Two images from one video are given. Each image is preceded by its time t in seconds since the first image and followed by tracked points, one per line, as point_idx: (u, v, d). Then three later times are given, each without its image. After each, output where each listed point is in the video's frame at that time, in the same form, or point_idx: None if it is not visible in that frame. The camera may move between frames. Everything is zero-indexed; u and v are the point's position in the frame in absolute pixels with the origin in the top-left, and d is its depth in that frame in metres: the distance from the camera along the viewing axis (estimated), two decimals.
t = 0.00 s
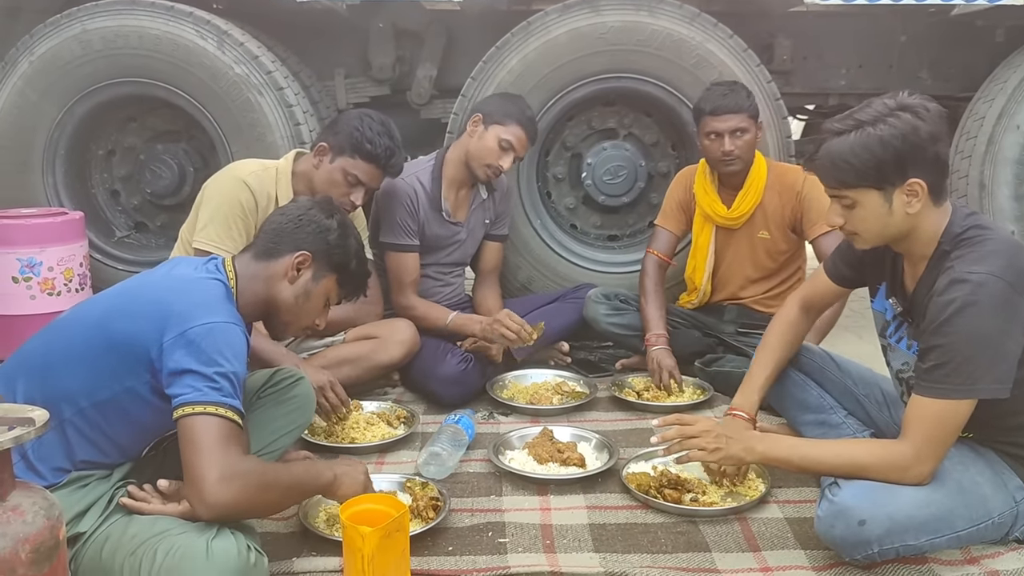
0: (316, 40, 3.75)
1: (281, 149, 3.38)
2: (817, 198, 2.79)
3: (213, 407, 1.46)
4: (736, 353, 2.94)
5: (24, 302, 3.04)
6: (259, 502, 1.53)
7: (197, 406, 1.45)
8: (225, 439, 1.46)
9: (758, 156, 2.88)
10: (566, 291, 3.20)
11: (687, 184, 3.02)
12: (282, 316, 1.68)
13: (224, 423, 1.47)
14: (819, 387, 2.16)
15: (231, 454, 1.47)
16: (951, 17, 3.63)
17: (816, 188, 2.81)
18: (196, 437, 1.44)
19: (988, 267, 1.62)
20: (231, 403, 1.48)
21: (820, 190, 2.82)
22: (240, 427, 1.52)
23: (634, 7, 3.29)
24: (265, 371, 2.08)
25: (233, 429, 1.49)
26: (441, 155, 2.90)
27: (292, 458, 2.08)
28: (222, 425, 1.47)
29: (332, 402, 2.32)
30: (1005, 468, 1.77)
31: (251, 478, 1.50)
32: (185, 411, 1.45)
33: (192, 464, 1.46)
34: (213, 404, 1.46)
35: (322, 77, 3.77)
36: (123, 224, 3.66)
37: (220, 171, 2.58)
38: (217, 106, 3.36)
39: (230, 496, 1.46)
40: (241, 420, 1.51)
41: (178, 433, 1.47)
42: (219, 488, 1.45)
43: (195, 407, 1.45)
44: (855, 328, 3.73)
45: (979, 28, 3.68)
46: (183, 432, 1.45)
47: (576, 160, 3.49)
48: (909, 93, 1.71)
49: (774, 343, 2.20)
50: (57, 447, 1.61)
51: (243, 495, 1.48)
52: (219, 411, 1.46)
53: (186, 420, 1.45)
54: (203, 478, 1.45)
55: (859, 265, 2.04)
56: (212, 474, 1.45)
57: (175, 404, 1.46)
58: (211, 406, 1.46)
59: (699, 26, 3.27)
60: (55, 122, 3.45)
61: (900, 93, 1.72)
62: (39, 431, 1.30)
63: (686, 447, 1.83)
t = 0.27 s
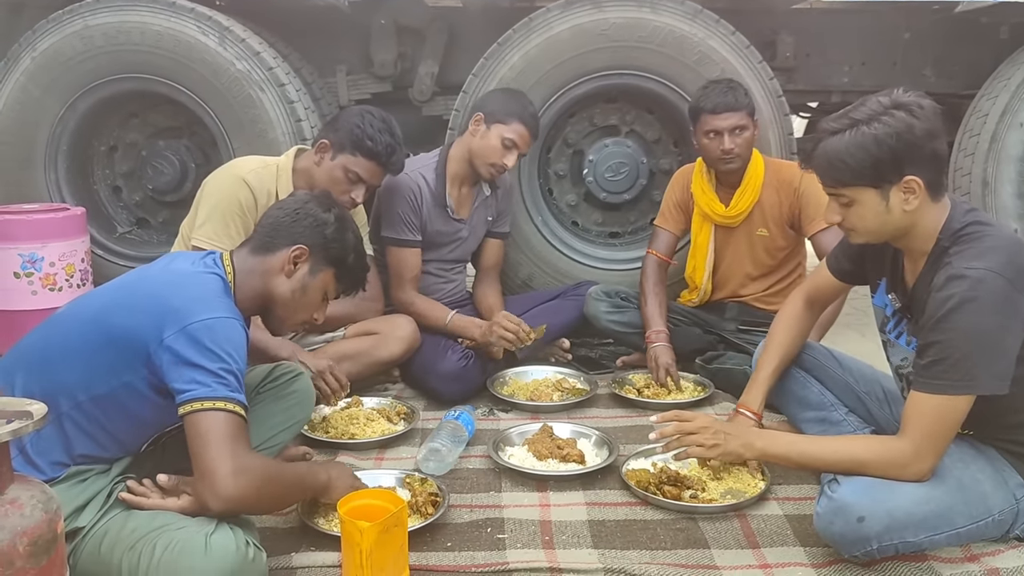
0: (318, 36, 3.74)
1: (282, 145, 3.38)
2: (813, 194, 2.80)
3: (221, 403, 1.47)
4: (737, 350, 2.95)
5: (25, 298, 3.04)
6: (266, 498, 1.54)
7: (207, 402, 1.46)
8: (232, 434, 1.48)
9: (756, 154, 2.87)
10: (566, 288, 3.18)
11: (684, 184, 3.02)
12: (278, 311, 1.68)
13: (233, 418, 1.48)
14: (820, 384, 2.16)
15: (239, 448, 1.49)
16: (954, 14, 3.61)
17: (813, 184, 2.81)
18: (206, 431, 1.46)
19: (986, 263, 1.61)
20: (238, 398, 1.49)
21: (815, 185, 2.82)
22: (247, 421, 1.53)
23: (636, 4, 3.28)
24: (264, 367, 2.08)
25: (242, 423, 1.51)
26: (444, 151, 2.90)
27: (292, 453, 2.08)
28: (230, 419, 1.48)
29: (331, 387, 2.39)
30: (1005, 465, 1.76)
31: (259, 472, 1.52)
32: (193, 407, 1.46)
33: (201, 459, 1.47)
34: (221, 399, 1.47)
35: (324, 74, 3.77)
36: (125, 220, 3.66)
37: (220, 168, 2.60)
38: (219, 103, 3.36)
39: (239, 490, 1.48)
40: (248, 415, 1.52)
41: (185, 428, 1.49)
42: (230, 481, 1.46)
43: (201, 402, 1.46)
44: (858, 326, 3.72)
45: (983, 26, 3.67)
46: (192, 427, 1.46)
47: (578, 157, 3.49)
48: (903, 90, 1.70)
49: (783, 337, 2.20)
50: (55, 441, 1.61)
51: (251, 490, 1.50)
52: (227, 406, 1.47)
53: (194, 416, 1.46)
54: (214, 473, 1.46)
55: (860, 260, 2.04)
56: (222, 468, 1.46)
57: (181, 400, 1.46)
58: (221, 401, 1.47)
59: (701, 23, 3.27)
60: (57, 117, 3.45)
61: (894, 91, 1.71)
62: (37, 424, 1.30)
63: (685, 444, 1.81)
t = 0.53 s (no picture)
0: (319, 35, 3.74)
1: (283, 144, 3.38)
2: (814, 196, 2.80)
3: (192, 387, 1.45)
4: (736, 351, 2.95)
5: (26, 296, 3.05)
6: (230, 488, 1.50)
7: (177, 385, 1.44)
8: (201, 419, 1.45)
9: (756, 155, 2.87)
10: (566, 288, 3.17)
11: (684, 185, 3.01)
12: (276, 309, 1.68)
13: (202, 405, 1.45)
14: (818, 385, 2.15)
15: (206, 435, 1.46)
16: (956, 15, 3.61)
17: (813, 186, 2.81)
18: (171, 414, 1.43)
19: (986, 264, 1.61)
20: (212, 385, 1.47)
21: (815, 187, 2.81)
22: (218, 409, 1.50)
23: (637, 4, 3.28)
24: (260, 367, 2.08)
25: (212, 411, 1.48)
26: (444, 149, 2.90)
27: (292, 452, 2.08)
28: (199, 405, 1.45)
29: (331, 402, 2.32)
30: (1004, 466, 1.76)
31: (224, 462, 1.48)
32: (165, 390, 1.45)
33: (164, 441, 1.44)
34: (191, 383, 1.45)
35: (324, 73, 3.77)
36: (125, 219, 3.66)
37: (218, 167, 2.60)
38: (219, 102, 3.36)
39: (199, 477, 1.44)
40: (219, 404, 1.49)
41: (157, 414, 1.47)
42: (190, 466, 1.43)
43: (175, 385, 1.44)
44: (859, 327, 3.72)
45: (985, 26, 3.66)
46: (162, 410, 1.44)
47: (578, 157, 3.49)
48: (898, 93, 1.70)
49: (778, 341, 2.19)
50: (52, 438, 1.61)
51: (214, 479, 1.46)
52: (197, 391, 1.45)
53: (165, 399, 1.44)
54: (175, 456, 1.43)
55: (861, 264, 2.04)
56: (185, 452, 1.43)
57: (157, 383, 1.46)
58: (190, 385, 1.45)
59: (702, 23, 3.26)
60: (58, 117, 3.45)
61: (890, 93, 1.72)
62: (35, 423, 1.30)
63: (684, 445, 1.82)
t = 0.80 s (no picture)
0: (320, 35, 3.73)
1: (284, 144, 3.38)
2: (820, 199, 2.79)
3: (201, 398, 1.45)
4: (737, 351, 2.94)
5: (27, 295, 3.05)
6: (244, 495, 1.52)
7: (186, 396, 1.45)
8: (213, 431, 1.46)
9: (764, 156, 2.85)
10: (568, 288, 3.18)
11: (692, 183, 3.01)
12: (276, 309, 1.68)
13: (214, 416, 1.47)
14: (819, 386, 2.16)
15: (218, 446, 1.47)
16: (958, 16, 3.61)
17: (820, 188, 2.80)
18: (183, 426, 1.44)
19: (987, 266, 1.61)
20: (220, 394, 1.48)
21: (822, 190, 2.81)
22: (229, 420, 1.51)
23: (638, 4, 3.28)
24: (261, 368, 2.08)
25: (222, 421, 1.49)
26: (443, 149, 2.91)
27: (292, 452, 2.08)
28: (211, 417, 1.46)
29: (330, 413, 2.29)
30: (1005, 467, 1.76)
31: (237, 471, 1.49)
32: (174, 400, 1.45)
33: (178, 452, 1.45)
34: (201, 394, 1.46)
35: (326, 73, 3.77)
36: (127, 218, 3.66)
37: (220, 166, 2.60)
38: (221, 102, 3.36)
39: (213, 488, 1.45)
40: (229, 413, 1.50)
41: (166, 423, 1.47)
42: (203, 478, 1.44)
43: (184, 396, 1.45)
44: (860, 327, 3.72)
45: (987, 27, 3.66)
46: (173, 421, 1.45)
47: (580, 157, 3.48)
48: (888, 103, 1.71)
49: (768, 344, 2.19)
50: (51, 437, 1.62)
51: (228, 489, 1.48)
52: (207, 402, 1.46)
53: (176, 410, 1.45)
54: (188, 468, 1.44)
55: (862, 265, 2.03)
56: (198, 464, 1.44)
57: (165, 393, 1.46)
58: (200, 396, 1.45)
59: (704, 24, 3.26)
60: (59, 116, 3.46)
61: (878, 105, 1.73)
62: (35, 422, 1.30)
63: (682, 448, 1.82)
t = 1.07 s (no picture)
0: (323, 34, 3.73)
1: (286, 143, 3.38)
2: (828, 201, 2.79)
3: (213, 392, 1.46)
4: (740, 352, 2.93)
5: (29, 294, 3.05)
6: (255, 487, 1.53)
7: (198, 390, 1.45)
8: (224, 425, 1.46)
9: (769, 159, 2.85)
10: (570, 288, 3.18)
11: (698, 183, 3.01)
12: (278, 309, 1.68)
13: (224, 410, 1.47)
14: (823, 387, 2.15)
15: (229, 440, 1.47)
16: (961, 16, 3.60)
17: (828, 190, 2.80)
18: (194, 421, 1.44)
19: (990, 267, 1.61)
20: (230, 389, 1.48)
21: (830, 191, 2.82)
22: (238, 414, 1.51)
23: (641, 4, 3.27)
24: (264, 367, 2.08)
25: (232, 415, 1.49)
26: (440, 148, 2.91)
27: (294, 452, 2.09)
28: (222, 410, 1.46)
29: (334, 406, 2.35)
30: (1008, 469, 1.75)
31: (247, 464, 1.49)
32: (185, 395, 1.45)
33: (188, 448, 1.45)
34: (213, 389, 1.46)
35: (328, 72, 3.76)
36: (129, 217, 3.66)
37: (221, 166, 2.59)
38: (223, 101, 3.36)
39: (225, 482, 1.46)
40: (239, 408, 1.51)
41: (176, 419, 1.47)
42: (215, 473, 1.44)
43: (195, 391, 1.45)
44: (863, 328, 3.71)
45: (990, 28, 3.65)
46: (183, 417, 1.45)
47: (582, 157, 3.48)
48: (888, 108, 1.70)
49: (784, 354, 2.17)
50: (53, 436, 1.61)
51: (240, 482, 1.48)
52: (218, 397, 1.46)
53: (186, 405, 1.45)
54: (201, 463, 1.44)
55: (864, 267, 2.03)
56: (210, 459, 1.45)
57: (175, 389, 1.46)
58: (212, 390, 1.46)
59: (707, 24, 3.25)
60: (62, 114, 3.45)
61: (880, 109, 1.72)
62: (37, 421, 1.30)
63: (684, 449, 1.82)
